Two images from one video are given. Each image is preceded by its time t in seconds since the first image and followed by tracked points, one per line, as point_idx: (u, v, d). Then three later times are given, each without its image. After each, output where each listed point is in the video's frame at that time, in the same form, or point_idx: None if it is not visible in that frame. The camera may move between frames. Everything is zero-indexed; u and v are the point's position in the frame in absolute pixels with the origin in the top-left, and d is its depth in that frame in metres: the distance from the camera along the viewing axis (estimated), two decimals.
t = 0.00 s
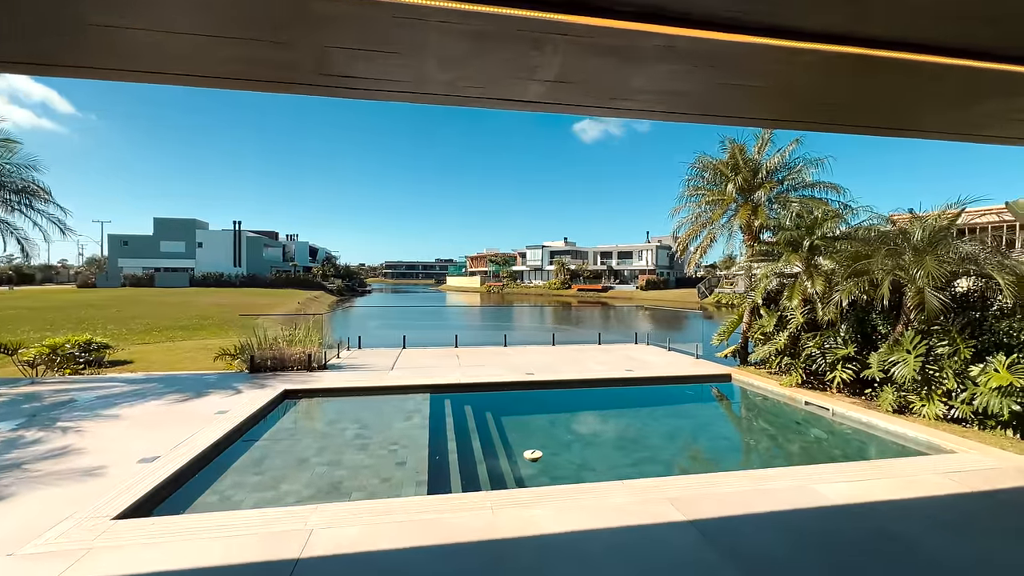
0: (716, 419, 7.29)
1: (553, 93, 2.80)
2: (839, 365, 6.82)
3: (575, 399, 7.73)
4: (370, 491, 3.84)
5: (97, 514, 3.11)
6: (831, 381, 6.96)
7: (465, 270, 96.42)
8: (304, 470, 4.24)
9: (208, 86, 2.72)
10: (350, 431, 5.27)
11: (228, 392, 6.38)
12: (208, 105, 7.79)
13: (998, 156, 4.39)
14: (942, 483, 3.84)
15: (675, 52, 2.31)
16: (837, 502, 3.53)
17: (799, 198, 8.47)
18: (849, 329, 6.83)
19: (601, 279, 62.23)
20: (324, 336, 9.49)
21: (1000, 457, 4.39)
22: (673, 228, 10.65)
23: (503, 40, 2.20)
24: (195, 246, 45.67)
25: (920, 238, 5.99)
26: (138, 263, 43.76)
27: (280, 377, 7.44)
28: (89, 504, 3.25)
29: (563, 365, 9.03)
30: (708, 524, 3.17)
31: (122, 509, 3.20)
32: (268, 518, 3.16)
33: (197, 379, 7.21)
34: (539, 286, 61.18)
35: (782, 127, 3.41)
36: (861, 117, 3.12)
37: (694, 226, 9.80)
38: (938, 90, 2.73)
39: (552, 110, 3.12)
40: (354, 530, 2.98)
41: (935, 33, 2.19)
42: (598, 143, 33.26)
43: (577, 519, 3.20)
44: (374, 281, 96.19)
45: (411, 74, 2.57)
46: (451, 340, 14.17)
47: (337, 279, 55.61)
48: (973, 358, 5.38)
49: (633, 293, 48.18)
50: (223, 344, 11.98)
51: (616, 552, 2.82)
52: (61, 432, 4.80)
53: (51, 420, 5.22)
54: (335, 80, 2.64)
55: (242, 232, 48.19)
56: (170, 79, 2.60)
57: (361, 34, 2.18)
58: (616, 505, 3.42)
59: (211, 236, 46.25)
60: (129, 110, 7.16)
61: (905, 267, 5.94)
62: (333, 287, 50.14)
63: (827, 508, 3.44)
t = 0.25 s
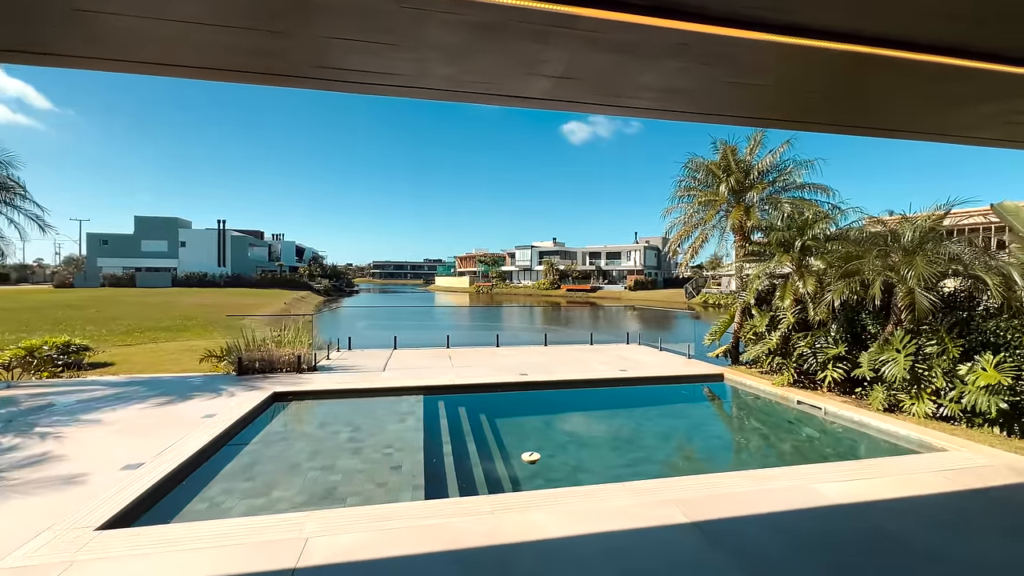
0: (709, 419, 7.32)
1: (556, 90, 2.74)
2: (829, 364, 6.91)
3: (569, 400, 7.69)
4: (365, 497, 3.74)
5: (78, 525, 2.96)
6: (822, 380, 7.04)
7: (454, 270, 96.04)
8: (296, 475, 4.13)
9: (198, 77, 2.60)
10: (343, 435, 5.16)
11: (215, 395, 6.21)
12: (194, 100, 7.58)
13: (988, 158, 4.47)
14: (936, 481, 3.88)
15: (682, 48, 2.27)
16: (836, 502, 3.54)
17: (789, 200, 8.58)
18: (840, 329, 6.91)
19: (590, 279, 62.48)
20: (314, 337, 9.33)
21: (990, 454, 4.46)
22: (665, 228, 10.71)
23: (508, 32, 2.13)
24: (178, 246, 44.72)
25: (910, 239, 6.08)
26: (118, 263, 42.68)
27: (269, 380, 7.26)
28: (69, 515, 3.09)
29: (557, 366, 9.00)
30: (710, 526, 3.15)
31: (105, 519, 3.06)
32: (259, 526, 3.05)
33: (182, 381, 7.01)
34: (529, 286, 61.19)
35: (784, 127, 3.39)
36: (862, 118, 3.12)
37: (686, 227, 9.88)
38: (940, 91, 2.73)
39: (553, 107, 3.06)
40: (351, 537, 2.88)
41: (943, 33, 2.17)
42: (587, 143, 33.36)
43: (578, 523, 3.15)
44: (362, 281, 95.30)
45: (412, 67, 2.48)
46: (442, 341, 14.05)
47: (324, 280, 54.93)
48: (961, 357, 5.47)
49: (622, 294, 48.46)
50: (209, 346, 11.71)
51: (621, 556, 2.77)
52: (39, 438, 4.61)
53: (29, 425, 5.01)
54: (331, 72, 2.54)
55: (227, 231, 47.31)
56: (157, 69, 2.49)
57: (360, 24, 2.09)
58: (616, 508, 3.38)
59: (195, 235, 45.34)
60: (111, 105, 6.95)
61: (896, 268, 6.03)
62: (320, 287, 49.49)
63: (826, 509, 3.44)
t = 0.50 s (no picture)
0: (701, 418, 7.38)
1: (556, 89, 2.71)
2: (818, 363, 7.03)
3: (562, 401, 7.69)
4: (360, 502, 3.67)
5: (60, 537, 2.84)
6: (811, 379, 7.16)
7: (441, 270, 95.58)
8: (288, 480, 4.03)
9: (189, 70, 2.53)
10: (335, 438, 5.07)
11: (201, 399, 6.04)
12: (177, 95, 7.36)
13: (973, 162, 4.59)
14: (925, 478, 3.95)
15: (686, 48, 2.25)
16: (830, 500, 3.58)
17: (777, 201, 8.71)
18: (827, 328, 7.05)
19: (578, 279, 62.74)
20: (302, 338, 9.16)
21: (974, 450, 4.58)
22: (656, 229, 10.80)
23: (511, 29, 2.09)
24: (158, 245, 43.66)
25: (896, 239, 6.24)
26: (95, 262, 41.48)
27: (256, 382, 7.09)
28: (50, 526, 2.96)
29: (549, 366, 8.99)
30: (708, 526, 3.15)
31: (89, 530, 2.94)
32: (252, 534, 2.96)
33: (166, 384, 6.81)
34: (517, 286, 61.21)
35: (780, 129, 3.41)
36: (857, 120, 3.15)
37: (677, 227, 9.98)
38: (935, 95, 2.76)
39: (553, 106, 3.03)
40: (348, 544, 2.82)
41: (941, 36, 2.19)
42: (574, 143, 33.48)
43: (578, 525, 3.13)
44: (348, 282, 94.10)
45: (411, 63, 2.44)
46: (432, 341, 13.94)
47: (310, 279, 54.17)
48: (945, 356, 5.61)
49: (609, 293, 48.74)
50: (193, 348, 11.43)
51: (621, 558, 2.75)
52: (16, 445, 4.42)
53: (5, 431, 4.81)
54: (327, 67, 2.48)
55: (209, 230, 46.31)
56: (145, 62, 2.39)
57: (360, 18, 2.03)
58: (615, 509, 3.37)
59: (175, 233, 44.31)
60: (89, 99, 6.72)
61: (883, 268, 6.15)
62: (306, 287, 48.79)
63: (821, 507, 3.47)
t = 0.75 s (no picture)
0: (692, 417, 7.45)
1: (556, 90, 2.72)
2: (806, 362, 7.17)
3: (555, 401, 7.71)
4: (356, 505, 3.64)
5: (48, 546, 2.76)
6: (799, 377, 7.30)
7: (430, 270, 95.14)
8: (283, 484, 3.98)
9: (184, 68, 2.49)
10: (328, 441, 5.02)
11: (189, 402, 5.93)
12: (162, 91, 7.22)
13: (956, 165, 4.72)
14: (913, 474, 4.05)
15: (685, 52, 2.28)
16: (822, 496, 3.65)
17: (765, 202, 8.86)
18: (815, 328, 7.19)
19: (567, 279, 62.96)
20: (292, 340, 9.04)
21: (958, 446, 4.70)
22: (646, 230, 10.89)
23: (514, 31, 2.10)
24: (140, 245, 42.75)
25: (881, 241, 6.40)
26: (74, 263, 40.44)
27: (246, 385, 6.98)
28: (37, 535, 2.88)
29: (541, 366, 9.00)
30: (705, 524, 3.19)
31: (78, 538, 2.87)
32: (247, 540, 2.91)
33: (152, 388, 6.67)
34: (506, 287, 61.21)
35: (772, 132, 3.47)
36: (848, 124, 3.21)
37: (667, 228, 10.08)
38: (923, 100, 2.83)
39: (551, 108, 3.04)
40: (347, 548, 2.79)
41: (931, 43, 2.25)
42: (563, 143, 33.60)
43: (577, 525, 3.14)
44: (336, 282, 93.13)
45: (411, 64, 2.43)
46: (423, 342, 13.87)
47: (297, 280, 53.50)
48: (929, 354, 5.76)
49: (598, 293, 48.97)
50: (179, 351, 11.20)
51: (621, 558, 2.77)
52: None
53: None
54: (326, 66, 2.45)
55: (193, 230, 45.48)
56: (139, 59, 2.35)
57: (362, 18, 2.02)
58: (613, 509, 3.39)
59: (158, 234, 43.42)
60: (70, 96, 6.55)
61: (869, 268, 6.29)
62: (293, 288, 48.19)
63: (814, 503, 3.54)
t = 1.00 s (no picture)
0: (684, 414, 7.55)
1: (554, 92, 2.75)
2: (795, 360, 7.31)
3: (549, 400, 7.76)
4: (353, 504, 3.65)
5: (43, 548, 2.74)
6: (789, 375, 7.43)
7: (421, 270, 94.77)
8: (279, 485, 3.97)
9: (183, 67, 2.49)
10: (323, 441, 5.01)
11: (181, 403, 5.86)
12: (151, 89, 7.13)
13: (941, 167, 4.84)
14: (899, 468, 4.16)
15: (681, 56, 2.33)
16: (813, 491, 3.73)
17: (755, 203, 9.00)
18: (803, 326, 7.33)
19: (559, 279, 63.12)
20: (285, 340, 8.97)
21: (942, 440, 4.84)
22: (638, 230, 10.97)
23: (515, 33, 2.12)
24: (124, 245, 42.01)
25: (868, 241, 6.59)
26: (56, 263, 39.61)
27: (238, 386, 6.92)
28: (30, 538, 2.85)
29: (535, 366, 9.04)
30: (700, 519, 3.25)
31: (73, 541, 2.84)
32: (245, 540, 2.91)
33: (142, 390, 6.58)
34: (498, 286, 61.20)
35: (764, 135, 3.54)
36: (837, 127, 3.29)
37: (659, 228, 10.18)
38: (910, 104, 2.92)
39: (549, 109, 3.07)
40: (346, 547, 2.80)
41: (921, 49, 2.31)
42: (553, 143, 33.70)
43: (575, 522, 3.18)
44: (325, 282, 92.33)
45: (412, 66, 2.45)
46: (416, 342, 13.84)
47: (286, 280, 52.94)
48: (913, 351, 5.91)
49: (589, 292, 49.20)
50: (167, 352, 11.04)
51: (619, 552, 2.82)
52: None
53: None
54: (326, 67, 2.46)
55: (180, 229, 44.83)
56: (137, 57, 2.33)
57: (365, 20, 2.04)
58: (608, 506, 3.43)
59: (143, 233, 42.69)
60: (54, 93, 6.42)
61: (857, 268, 6.42)
62: (282, 288, 47.69)
63: (805, 497, 3.62)
